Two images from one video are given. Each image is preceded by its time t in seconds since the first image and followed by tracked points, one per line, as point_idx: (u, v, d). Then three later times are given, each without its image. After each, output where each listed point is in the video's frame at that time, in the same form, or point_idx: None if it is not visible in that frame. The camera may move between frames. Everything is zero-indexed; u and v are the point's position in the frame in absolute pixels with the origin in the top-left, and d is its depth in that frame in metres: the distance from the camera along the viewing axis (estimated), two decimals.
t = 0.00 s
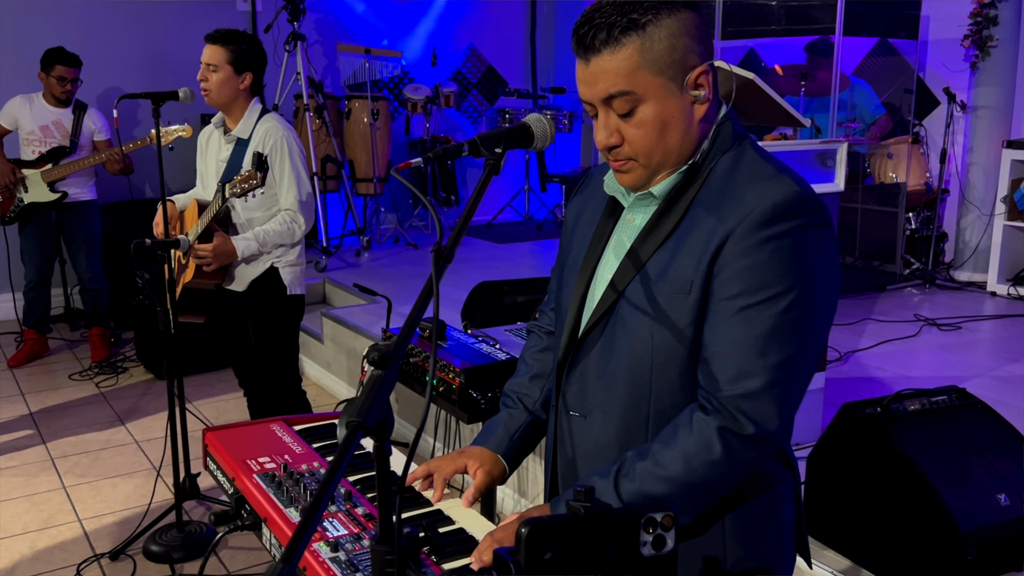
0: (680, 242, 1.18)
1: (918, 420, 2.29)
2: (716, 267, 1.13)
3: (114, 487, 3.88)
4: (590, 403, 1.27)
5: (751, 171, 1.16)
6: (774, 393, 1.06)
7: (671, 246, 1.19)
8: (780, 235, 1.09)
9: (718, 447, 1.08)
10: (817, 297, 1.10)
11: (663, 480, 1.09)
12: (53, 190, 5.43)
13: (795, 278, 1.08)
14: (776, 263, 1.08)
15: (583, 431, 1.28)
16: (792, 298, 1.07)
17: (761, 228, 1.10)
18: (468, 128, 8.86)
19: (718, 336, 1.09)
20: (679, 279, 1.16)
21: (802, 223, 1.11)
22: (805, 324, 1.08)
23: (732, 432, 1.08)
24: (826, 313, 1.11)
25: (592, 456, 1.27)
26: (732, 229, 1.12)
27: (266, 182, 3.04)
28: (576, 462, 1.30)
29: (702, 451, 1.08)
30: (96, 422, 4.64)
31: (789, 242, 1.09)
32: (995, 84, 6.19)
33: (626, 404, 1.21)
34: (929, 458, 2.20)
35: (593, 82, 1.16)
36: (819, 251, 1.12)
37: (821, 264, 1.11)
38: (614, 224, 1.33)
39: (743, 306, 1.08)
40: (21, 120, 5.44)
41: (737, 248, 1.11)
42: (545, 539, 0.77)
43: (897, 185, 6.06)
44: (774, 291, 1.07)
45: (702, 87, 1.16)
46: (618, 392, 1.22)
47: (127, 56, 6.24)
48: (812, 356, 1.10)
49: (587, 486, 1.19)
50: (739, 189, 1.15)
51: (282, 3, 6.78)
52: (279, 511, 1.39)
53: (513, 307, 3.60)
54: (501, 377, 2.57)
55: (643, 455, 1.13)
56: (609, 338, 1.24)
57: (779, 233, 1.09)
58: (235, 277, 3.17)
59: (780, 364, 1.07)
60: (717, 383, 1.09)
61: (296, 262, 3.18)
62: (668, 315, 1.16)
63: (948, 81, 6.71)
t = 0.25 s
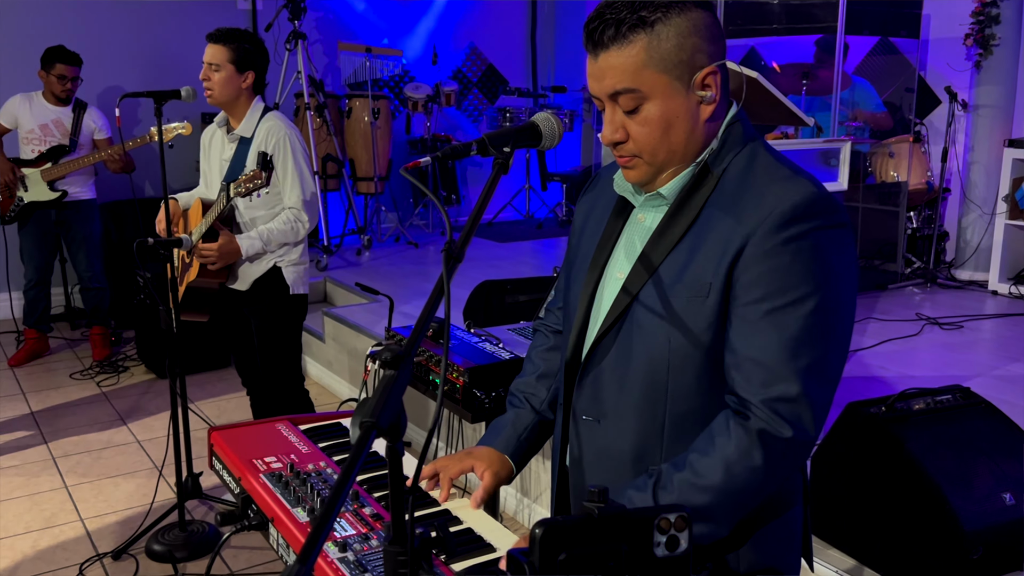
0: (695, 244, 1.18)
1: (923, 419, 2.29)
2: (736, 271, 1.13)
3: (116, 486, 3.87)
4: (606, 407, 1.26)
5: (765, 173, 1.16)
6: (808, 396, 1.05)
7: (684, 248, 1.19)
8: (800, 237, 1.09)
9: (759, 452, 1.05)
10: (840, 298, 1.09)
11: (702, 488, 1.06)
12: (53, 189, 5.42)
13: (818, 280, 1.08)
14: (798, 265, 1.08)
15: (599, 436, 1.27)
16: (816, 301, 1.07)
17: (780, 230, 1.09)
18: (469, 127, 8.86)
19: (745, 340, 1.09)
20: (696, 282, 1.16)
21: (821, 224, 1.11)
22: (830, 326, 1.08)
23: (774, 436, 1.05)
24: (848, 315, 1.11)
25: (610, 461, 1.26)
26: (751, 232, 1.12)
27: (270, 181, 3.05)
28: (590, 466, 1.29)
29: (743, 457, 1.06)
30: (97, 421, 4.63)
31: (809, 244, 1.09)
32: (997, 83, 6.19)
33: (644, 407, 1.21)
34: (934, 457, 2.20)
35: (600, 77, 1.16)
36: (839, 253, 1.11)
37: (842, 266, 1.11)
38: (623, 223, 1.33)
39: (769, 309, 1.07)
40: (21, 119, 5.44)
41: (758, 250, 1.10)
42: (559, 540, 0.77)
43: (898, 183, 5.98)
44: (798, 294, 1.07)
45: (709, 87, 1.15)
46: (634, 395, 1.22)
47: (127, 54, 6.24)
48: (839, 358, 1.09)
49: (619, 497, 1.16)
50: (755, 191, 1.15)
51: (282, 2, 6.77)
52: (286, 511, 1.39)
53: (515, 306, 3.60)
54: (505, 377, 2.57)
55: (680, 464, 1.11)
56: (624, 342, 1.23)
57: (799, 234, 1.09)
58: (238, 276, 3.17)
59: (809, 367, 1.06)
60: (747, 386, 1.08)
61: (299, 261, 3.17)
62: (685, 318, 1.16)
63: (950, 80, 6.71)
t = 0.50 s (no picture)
0: (709, 243, 1.18)
1: (928, 418, 2.29)
2: (752, 269, 1.12)
3: (117, 486, 3.87)
4: (620, 407, 1.26)
5: (778, 171, 1.17)
6: (830, 393, 1.06)
7: (697, 247, 1.19)
8: (816, 233, 1.09)
9: (785, 450, 1.05)
10: (857, 293, 1.10)
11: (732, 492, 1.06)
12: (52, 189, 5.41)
13: (835, 276, 1.08)
14: (815, 262, 1.08)
15: (613, 436, 1.27)
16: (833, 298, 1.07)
17: (796, 227, 1.10)
18: (468, 126, 8.85)
19: (764, 338, 1.09)
20: (711, 281, 1.16)
21: (837, 221, 1.11)
22: (847, 322, 1.08)
23: (799, 434, 1.06)
24: (865, 310, 1.11)
25: (625, 461, 1.26)
26: (767, 230, 1.12)
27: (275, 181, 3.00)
28: (604, 465, 1.29)
29: (770, 458, 1.06)
30: (97, 421, 4.62)
31: (826, 241, 1.09)
32: (997, 83, 6.19)
33: (659, 407, 1.21)
34: (939, 457, 2.20)
35: (617, 76, 1.16)
36: (854, 248, 1.12)
37: (858, 261, 1.11)
38: (634, 223, 1.33)
39: (788, 306, 1.07)
40: (19, 119, 5.43)
41: (775, 248, 1.10)
42: (576, 541, 0.77)
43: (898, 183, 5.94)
44: (816, 291, 1.07)
45: (726, 82, 1.16)
46: (649, 395, 1.22)
47: (126, 53, 6.23)
48: (858, 353, 1.10)
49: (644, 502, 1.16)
50: (769, 188, 1.15)
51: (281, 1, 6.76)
52: (295, 511, 1.38)
53: (517, 306, 3.60)
54: (510, 377, 2.57)
55: (705, 469, 1.10)
56: (637, 343, 1.23)
57: (816, 230, 1.09)
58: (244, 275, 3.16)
59: (829, 363, 1.06)
60: (768, 384, 1.08)
61: (303, 260, 3.16)
62: (699, 318, 1.16)
63: (950, 80, 6.72)
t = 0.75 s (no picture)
0: (722, 246, 1.19)
1: (930, 417, 2.29)
2: (767, 273, 1.14)
3: (117, 486, 3.86)
4: (634, 410, 1.27)
5: (790, 173, 1.18)
6: (848, 394, 1.09)
7: (710, 250, 1.20)
8: (831, 235, 1.11)
9: (804, 453, 1.08)
10: (871, 293, 1.12)
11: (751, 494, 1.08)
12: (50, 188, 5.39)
13: (850, 277, 1.10)
14: (831, 265, 1.10)
15: (627, 439, 1.28)
16: (849, 300, 1.09)
17: (811, 230, 1.11)
18: (467, 126, 8.85)
19: (782, 341, 1.11)
20: (727, 285, 1.17)
21: (850, 222, 1.12)
22: (862, 323, 1.11)
23: (818, 436, 1.08)
24: (877, 310, 1.13)
25: (640, 464, 1.27)
26: (782, 233, 1.13)
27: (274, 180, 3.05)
28: (616, 469, 1.30)
29: (787, 459, 1.08)
30: (97, 421, 4.61)
31: (840, 243, 1.11)
32: (995, 83, 6.20)
33: (674, 410, 1.22)
34: (940, 456, 2.21)
35: (622, 83, 1.16)
36: (867, 249, 1.14)
37: (871, 262, 1.13)
38: (642, 226, 1.34)
39: (805, 310, 1.09)
40: (17, 119, 5.42)
41: (790, 252, 1.12)
42: (590, 542, 0.77)
43: (897, 182, 6.00)
44: (832, 293, 1.09)
45: (733, 84, 1.16)
46: (664, 398, 1.23)
47: (124, 52, 6.22)
48: (871, 353, 1.12)
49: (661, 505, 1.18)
50: (781, 191, 1.17)
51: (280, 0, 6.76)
52: (302, 511, 1.39)
53: (518, 305, 3.60)
54: (512, 376, 2.56)
55: (725, 471, 1.13)
56: (652, 346, 1.24)
57: (831, 233, 1.11)
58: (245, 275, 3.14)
59: (847, 365, 1.09)
60: (786, 387, 1.10)
61: (305, 260, 3.14)
62: (714, 322, 1.18)
63: (948, 79, 6.73)
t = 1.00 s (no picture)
0: (732, 252, 1.20)
1: (930, 417, 2.30)
2: (779, 281, 1.15)
3: (116, 487, 3.86)
4: (642, 415, 1.28)
5: (801, 181, 1.19)
6: (859, 403, 1.09)
7: (720, 256, 1.21)
8: (842, 245, 1.12)
9: (814, 461, 1.09)
10: (881, 303, 1.13)
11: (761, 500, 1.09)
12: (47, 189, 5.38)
13: (861, 287, 1.11)
14: (843, 274, 1.11)
15: (635, 444, 1.29)
16: (860, 310, 1.10)
17: (823, 239, 1.12)
18: (463, 125, 8.84)
19: (794, 349, 1.11)
20: (737, 291, 1.18)
21: (861, 231, 1.13)
22: (874, 332, 1.11)
23: (829, 444, 1.09)
24: (887, 319, 1.14)
25: (648, 469, 1.28)
26: (794, 241, 1.14)
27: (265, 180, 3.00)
28: (623, 473, 1.30)
29: (797, 467, 1.09)
30: (94, 422, 4.60)
31: (851, 252, 1.12)
32: (992, 83, 6.22)
33: (683, 414, 1.23)
34: (941, 456, 2.22)
35: (629, 86, 1.16)
36: (878, 258, 1.14)
37: (881, 271, 1.14)
38: (649, 227, 1.34)
39: (817, 318, 1.10)
40: (13, 119, 5.41)
41: (802, 260, 1.12)
42: (606, 542, 0.78)
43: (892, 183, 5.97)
44: (844, 303, 1.10)
45: (740, 88, 1.16)
46: (673, 403, 1.24)
47: (121, 52, 6.21)
48: (882, 361, 1.13)
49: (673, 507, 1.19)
50: (792, 198, 1.17)
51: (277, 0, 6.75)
52: (308, 512, 1.38)
53: (518, 305, 3.60)
54: (514, 377, 2.57)
55: (734, 477, 1.14)
56: (662, 351, 1.25)
57: (842, 242, 1.12)
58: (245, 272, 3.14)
59: (858, 373, 1.10)
60: (798, 395, 1.11)
61: (306, 259, 3.14)
62: (724, 328, 1.18)
63: (944, 79, 6.75)
